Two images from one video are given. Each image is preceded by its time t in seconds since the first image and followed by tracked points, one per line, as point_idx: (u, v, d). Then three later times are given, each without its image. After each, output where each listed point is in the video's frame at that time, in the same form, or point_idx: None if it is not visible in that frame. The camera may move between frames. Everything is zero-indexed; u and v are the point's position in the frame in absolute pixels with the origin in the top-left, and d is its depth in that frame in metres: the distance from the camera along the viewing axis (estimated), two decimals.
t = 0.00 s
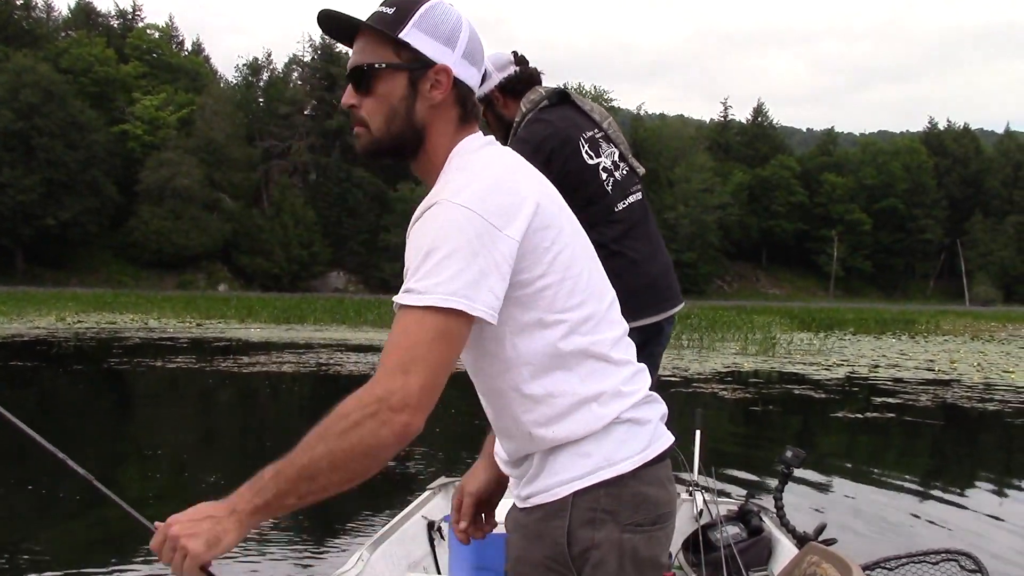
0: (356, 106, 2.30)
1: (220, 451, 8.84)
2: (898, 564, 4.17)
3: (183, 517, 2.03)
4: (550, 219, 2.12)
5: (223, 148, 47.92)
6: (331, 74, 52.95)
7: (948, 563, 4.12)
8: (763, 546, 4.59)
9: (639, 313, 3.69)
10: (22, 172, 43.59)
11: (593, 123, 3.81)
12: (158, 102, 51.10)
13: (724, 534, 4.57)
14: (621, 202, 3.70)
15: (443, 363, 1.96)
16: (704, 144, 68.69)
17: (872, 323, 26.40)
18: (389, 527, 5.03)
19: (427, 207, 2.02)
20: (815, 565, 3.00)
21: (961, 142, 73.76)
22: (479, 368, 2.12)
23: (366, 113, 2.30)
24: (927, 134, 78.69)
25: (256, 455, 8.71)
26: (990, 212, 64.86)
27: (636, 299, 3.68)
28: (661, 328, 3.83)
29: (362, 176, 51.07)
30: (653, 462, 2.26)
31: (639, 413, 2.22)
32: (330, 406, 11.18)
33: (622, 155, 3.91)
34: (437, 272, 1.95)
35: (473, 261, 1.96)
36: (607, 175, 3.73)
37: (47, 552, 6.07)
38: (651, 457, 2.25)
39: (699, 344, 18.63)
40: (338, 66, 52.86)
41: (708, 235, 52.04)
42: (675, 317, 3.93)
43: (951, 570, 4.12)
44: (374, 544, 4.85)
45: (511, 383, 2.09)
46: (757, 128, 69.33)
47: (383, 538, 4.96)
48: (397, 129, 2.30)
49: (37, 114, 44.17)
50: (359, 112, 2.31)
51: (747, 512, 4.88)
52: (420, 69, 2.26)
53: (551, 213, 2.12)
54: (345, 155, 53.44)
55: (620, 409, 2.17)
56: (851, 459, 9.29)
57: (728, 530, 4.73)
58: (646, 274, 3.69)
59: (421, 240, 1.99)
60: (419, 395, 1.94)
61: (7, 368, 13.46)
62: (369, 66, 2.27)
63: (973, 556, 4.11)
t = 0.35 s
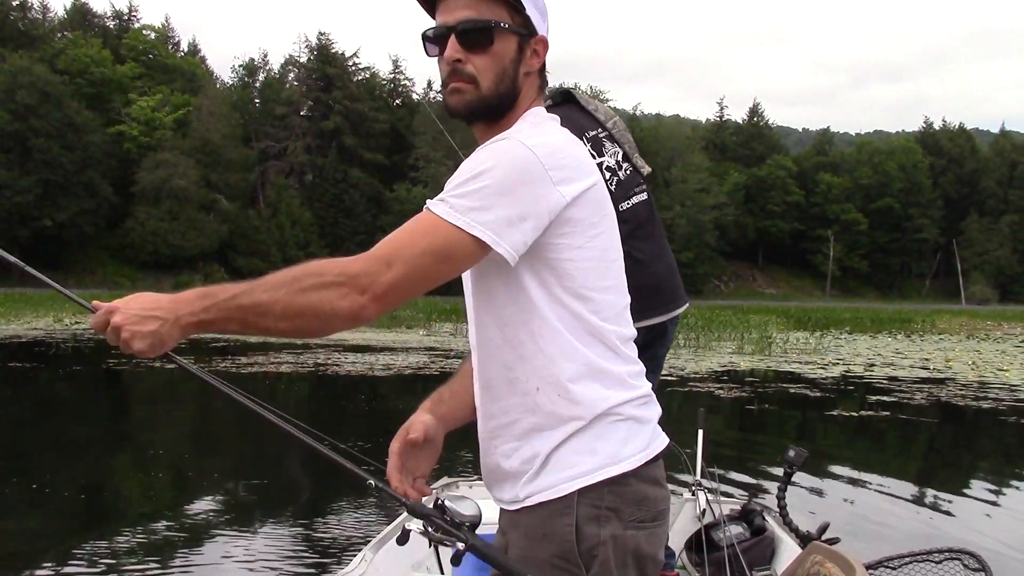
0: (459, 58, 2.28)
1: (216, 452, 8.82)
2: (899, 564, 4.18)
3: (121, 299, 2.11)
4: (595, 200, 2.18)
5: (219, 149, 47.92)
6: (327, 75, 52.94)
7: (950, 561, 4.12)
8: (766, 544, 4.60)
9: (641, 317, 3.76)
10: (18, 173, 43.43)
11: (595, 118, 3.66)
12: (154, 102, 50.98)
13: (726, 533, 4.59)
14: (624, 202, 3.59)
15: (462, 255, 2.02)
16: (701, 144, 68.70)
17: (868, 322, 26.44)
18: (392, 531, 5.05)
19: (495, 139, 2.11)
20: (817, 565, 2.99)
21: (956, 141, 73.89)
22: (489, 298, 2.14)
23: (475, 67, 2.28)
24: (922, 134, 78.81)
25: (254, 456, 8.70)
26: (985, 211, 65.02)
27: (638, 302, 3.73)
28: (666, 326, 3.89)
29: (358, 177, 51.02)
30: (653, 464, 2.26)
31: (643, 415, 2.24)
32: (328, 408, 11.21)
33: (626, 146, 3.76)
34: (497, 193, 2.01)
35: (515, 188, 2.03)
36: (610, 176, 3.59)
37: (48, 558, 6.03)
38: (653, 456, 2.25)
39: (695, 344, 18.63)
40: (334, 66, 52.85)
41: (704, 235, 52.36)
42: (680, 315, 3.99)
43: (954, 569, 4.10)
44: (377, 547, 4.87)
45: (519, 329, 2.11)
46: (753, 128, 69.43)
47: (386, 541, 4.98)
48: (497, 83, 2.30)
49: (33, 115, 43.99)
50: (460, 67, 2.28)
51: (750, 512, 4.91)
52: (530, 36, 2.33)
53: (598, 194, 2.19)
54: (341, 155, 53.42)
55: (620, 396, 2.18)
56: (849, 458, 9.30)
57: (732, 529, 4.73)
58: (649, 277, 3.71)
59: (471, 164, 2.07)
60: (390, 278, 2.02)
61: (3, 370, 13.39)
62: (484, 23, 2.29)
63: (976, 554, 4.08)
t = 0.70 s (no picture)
0: (488, 63, 2.40)
1: (213, 452, 8.83)
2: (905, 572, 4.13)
3: (112, 230, 2.27)
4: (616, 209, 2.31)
5: (218, 150, 47.97)
6: (327, 76, 53.06)
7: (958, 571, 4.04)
8: (770, 551, 4.62)
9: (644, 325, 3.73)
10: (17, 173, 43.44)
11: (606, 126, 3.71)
12: (154, 103, 51.00)
13: (732, 539, 4.60)
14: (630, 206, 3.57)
15: (470, 237, 2.18)
16: (699, 147, 68.85)
17: (865, 327, 26.48)
18: (397, 531, 5.07)
19: (515, 136, 2.25)
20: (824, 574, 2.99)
21: (955, 146, 74.00)
22: (508, 294, 2.25)
23: (504, 72, 2.41)
24: (921, 138, 78.97)
25: (254, 456, 8.70)
26: (983, 216, 65.15)
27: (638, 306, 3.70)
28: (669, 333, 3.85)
29: (357, 178, 51.07)
30: (673, 470, 2.34)
31: (662, 419, 2.31)
32: (326, 408, 11.23)
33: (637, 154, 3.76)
34: (518, 190, 2.16)
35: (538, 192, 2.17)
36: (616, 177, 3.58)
37: (46, 557, 6.02)
38: (674, 463, 2.34)
39: (693, 347, 18.68)
40: (333, 68, 52.97)
41: (702, 238, 52.38)
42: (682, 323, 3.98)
43: None
44: (382, 547, 4.87)
45: (540, 323, 2.21)
46: (751, 131, 69.57)
47: (392, 541, 4.99)
48: (525, 87, 2.42)
49: (33, 115, 44.00)
50: (491, 73, 2.41)
51: (755, 518, 4.90)
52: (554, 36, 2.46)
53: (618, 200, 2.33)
54: (340, 157, 53.48)
55: (639, 397, 2.26)
56: (845, 460, 9.34)
57: (735, 536, 4.73)
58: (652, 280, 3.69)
59: (495, 159, 2.18)
60: (381, 245, 2.22)
61: (3, 368, 13.43)
62: (512, 26, 2.41)
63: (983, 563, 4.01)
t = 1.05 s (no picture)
0: (482, 80, 2.43)
1: (211, 455, 8.81)
2: None
3: (106, 214, 2.28)
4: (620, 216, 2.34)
5: (217, 153, 48.05)
6: (326, 80, 53.23)
7: None
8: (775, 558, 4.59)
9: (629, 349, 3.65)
10: (16, 176, 43.49)
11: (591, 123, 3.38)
12: (153, 106, 51.05)
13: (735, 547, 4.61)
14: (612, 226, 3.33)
15: (460, 236, 2.21)
16: (698, 151, 68.99)
17: (863, 330, 26.55)
18: (400, 530, 5.07)
19: (512, 143, 2.27)
20: None
21: (953, 150, 74.16)
22: (517, 300, 2.27)
23: (502, 90, 2.43)
24: (918, 142, 79.13)
25: (253, 459, 8.71)
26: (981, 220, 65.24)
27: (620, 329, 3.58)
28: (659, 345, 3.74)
29: (356, 181, 51.10)
30: (700, 480, 2.35)
31: (684, 418, 2.32)
32: (323, 410, 11.27)
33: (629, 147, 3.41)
34: (519, 199, 2.19)
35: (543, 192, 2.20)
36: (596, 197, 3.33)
37: (48, 560, 6.03)
38: (700, 473, 2.35)
39: (691, 349, 18.71)
40: (332, 71, 53.12)
41: (701, 241, 52.44)
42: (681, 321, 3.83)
43: None
44: (385, 545, 4.87)
45: (558, 330, 2.22)
46: (749, 135, 69.76)
47: (394, 541, 4.98)
48: (519, 105, 2.44)
49: (32, 118, 44.09)
50: (487, 87, 2.43)
51: (759, 525, 4.88)
52: (550, 50, 2.48)
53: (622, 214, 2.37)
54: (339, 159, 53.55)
55: (659, 396, 2.27)
56: (843, 463, 9.36)
57: (739, 542, 4.72)
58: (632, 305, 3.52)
59: (497, 162, 2.20)
60: (364, 234, 2.23)
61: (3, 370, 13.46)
62: (500, 45, 2.44)
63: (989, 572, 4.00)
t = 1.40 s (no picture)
0: (427, 153, 2.47)
1: (209, 454, 8.83)
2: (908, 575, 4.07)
3: (90, 316, 2.30)
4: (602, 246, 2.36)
5: (214, 154, 48.04)
6: (323, 81, 53.28)
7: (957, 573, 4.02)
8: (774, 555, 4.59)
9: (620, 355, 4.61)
10: (13, 176, 43.39)
11: (618, 178, 4.60)
12: (150, 107, 50.94)
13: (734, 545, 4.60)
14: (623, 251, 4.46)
15: (431, 293, 2.21)
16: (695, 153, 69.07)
17: (859, 333, 26.60)
18: (399, 528, 5.10)
19: (471, 203, 2.28)
20: None
21: (949, 153, 74.29)
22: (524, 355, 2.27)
23: (446, 159, 2.47)
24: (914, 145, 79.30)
25: (251, 458, 8.72)
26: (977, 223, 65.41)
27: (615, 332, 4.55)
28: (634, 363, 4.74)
29: (354, 183, 51.12)
30: (738, 488, 2.36)
31: (715, 424, 2.33)
32: (319, 408, 11.33)
33: (642, 205, 4.63)
34: (486, 257, 2.20)
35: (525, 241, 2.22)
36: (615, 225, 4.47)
37: (43, 557, 6.07)
38: (739, 483, 2.35)
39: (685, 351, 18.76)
40: (329, 72, 53.20)
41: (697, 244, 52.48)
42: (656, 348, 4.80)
43: None
44: (386, 543, 4.92)
45: (577, 368, 2.24)
46: (746, 137, 69.80)
47: (395, 538, 5.01)
48: (468, 171, 2.49)
49: (29, 118, 44.04)
50: (433, 158, 2.47)
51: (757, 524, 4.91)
52: (486, 110, 2.54)
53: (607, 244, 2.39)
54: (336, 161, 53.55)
55: (682, 414, 2.28)
56: (838, 464, 9.43)
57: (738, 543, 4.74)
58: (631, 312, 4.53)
59: (466, 227, 2.22)
60: (347, 316, 2.24)
61: None
62: (439, 115, 2.50)
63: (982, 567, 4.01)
